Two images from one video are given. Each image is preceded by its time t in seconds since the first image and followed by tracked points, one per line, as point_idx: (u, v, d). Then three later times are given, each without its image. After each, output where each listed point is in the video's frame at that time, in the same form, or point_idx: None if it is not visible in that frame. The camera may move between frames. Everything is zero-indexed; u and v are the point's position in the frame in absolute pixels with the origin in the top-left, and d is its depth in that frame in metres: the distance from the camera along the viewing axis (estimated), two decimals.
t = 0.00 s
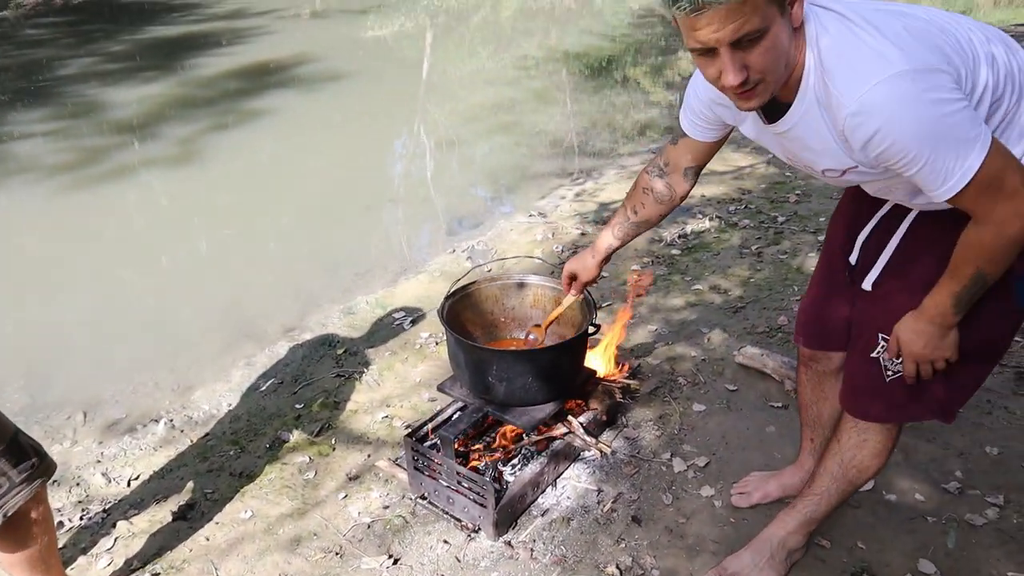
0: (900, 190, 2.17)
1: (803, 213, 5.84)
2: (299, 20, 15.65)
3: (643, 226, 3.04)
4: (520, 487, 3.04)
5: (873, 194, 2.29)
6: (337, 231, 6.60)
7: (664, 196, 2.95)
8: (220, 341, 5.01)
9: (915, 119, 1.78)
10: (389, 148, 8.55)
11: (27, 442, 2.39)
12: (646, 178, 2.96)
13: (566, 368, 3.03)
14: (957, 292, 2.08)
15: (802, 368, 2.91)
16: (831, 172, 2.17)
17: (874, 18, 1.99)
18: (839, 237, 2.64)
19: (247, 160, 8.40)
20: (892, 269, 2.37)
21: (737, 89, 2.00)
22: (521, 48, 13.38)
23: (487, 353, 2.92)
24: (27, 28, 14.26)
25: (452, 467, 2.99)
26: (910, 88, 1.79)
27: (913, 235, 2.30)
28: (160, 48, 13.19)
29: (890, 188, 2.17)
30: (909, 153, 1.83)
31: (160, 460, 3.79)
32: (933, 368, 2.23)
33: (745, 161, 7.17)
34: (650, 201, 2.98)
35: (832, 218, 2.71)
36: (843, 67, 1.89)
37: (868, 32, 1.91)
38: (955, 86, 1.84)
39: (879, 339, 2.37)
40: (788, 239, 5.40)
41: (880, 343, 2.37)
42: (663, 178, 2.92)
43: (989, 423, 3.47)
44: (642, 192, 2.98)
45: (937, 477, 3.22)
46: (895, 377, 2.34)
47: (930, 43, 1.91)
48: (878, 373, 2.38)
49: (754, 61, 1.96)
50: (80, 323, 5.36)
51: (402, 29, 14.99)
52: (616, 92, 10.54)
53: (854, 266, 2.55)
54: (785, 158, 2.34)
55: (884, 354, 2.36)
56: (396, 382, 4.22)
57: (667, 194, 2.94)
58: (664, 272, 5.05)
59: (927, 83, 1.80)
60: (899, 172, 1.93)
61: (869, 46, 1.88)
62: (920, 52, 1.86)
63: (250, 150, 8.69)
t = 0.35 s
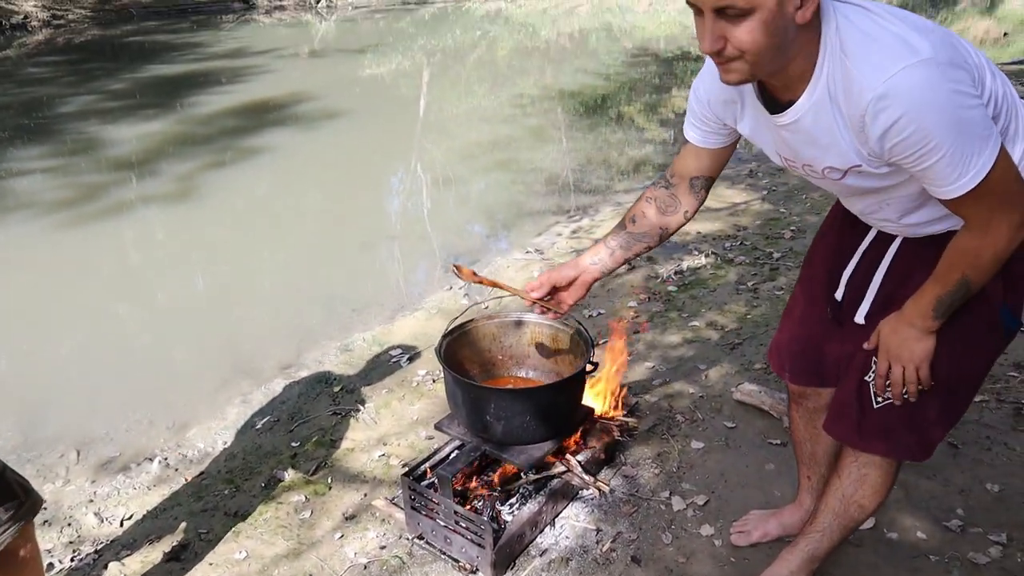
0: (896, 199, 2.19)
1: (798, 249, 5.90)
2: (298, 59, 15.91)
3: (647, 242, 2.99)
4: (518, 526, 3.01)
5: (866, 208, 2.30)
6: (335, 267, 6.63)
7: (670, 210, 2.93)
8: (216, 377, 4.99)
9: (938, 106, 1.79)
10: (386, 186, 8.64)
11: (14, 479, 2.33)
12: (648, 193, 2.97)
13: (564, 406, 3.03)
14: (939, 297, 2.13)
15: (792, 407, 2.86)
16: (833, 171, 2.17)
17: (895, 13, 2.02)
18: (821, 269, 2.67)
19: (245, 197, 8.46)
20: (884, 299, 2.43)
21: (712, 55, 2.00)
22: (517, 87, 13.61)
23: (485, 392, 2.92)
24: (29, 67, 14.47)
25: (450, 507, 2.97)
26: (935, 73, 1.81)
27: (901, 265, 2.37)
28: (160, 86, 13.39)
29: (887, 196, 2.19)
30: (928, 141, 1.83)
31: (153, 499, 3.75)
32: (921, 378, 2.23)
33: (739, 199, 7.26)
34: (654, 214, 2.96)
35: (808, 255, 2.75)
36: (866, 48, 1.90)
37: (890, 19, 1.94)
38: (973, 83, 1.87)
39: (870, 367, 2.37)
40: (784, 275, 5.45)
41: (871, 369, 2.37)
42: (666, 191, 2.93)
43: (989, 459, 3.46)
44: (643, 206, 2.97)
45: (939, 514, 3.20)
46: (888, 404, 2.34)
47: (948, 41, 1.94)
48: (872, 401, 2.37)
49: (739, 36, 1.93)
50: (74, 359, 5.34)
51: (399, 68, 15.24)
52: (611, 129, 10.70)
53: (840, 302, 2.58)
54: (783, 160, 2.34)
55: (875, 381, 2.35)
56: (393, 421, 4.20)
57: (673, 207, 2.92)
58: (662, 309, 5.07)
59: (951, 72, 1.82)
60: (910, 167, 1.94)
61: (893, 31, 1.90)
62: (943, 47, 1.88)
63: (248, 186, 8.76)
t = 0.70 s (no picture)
0: (912, 221, 2.12)
1: (811, 290, 5.90)
2: (314, 101, 16.27)
3: (596, 241, 2.82)
4: (531, 571, 2.98)
5: (877, 235, 2.23)
6: (349, 307, 6.69)
7: (630, 209, 2.78)
8: (230, 416, 5.02)
9: (976, 106, 1.75)
10: (400, 226, 8.76)
11: (17, 516, 2.46)
12: (612, 184, 2.83)
13: (578, 449, 3.03)
14: (984, 316, 1.99)
15: (816, 452, 2.83)
16: (853, 179, 2.08)
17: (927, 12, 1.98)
18: (828, 317, 2.61)
19: (260, 236, 8.59)
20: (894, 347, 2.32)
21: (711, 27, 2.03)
22: (529, 128, 13.82)
23: (499, 434, 2.93)
24: (53, 110, 14.88)
25: (463, 550, 2.95)
26: (973, 69, 1.77)
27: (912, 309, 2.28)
28: (180, 128, 13.71)
29: (904, 215, 2.12)
30: (970, 135, 1.77)
31: (165, 540, 3.75)
32: (956, 407, 2.09)
33: (752, 239, 7.29)
34: (610, 207, 2.81)
35: (811, 305, 2.68)
36: (902, 41, 1.85)
37: (924, 15, 1.92)
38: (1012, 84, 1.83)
39: (889, 424, 2.24)
40: (798, 316, 5.44)
41: (889, 426, 2.24)
42: (631, 186, 2.78)
43: (1011, 504, 3.41)
44: (603, 196, 2.82)
45: (961, 560, 3.14)
46: (907, 459, 2.21)
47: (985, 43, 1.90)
48: (889, 458, 2.24)
49: (734, 9, 1.95)
50: (89, 398, 5.39)
51: (413, 109, 15.54)
52: (623, 170, 10.82)
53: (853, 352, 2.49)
54: (793, 172, 2.25)
55: (896, 438, 2.22)
56: (406, 462, 4.19)
57: (632, 207, 2.78)
58: (675, 350, 5.07)
59: (989, 71, 1.78)
60: (941, 171, 1.88)
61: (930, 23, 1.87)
62: (980, 46, 1.84)
63: (264, 226, 8.90)
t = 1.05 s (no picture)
0: (930, 228, 1.88)
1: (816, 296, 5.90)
2: (320, 109, 16.37)
3: (575, 220, 2.66)
4: None
5: (889, 239, 1.97)
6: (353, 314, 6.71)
7: (616, 185, 2.60)
8: (234, 422, 5.03)
9: None
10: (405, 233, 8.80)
11: None
12: (601, 155, 2.64)
13: (580, 455, 3.03)
14: None
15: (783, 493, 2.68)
16: (881, 156, 1.81)
17: None
18: (811, 349, 2.40)
19: (265, 243, 8.62)
20: (883, 386, 2.12)
21: None
22: (534, 135, 13.88)
23: (502, 439, 2.94)
24: (62, 118, 15.00)
25: (465, 555, 2.95)
26: None
27: (901, 346, 2.08)
28: (187, 136, 13.82)
29: (923, 218, 1.87)
30: None
31: (169, 545, 3.76)
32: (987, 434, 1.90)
33: (756, 246, 7.30)
34: (595, 178, 2.62)
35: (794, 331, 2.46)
36: None
37: None
38: None
39: (868, 473, 2.13)
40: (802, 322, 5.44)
41: (870, 478, 2.13)
42: (620, 159, 2.59)
43: (1016, 512, 3.39)
44: (589, 166, 2.63)
45: (965, 568, 3.12)
46: (890, 508, 2.11)
47: None
48: (870, 508, 2.14)
49: None
50: (94, 404, 5.41)
51: (419, 117, 15.61)
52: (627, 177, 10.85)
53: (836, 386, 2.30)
54: (807, 152, 1.99)
55: (877, 489, 2.12)
56: (410, 467, 4.20)
57: (618, 182, 2.60)
58: (679, 356, 5.08)
59: None
60: (999, 144, 1.62)
61: None
62: None
63: (269, 233, 8.94)
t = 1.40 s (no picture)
0: (935, 226, 1.72)
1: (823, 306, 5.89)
2: (329, 118, 16.48)
3: (545, 227, 2.55)
4: None
5: (885, 243, 1.79)
6: (360, 322, 6.73)
7: (587, 191, 2.48)
8: (241, 430, 5.05)
9: None
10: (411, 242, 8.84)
11: None
12: (572, 158, 2.51)
13: (586, 463, 3.03)
14: None
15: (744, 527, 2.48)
16: (897, 136, 1.67)
17: None
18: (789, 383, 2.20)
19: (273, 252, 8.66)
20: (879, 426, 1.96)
21: None
22: (541, 144, 13.93)
23: (507, 447, 2.94)
24: (73, 126, 15.14)
25: (471, 563, 2.96)
26: None
27: (899, 382, 1.91)
28: (197, 144, 13.93)
29: (930, 214, 1.72)
30: None
31: (176, 552, 3.78)
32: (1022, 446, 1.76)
33: (763, 255, 7.30)
34: (567, 183, 2.49)
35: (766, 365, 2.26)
36: None
37: None
38: None
39: (864, 515, 2.02)
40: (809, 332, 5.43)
41: (866, 519, 2.02)
42: (593, 164, 2.47)
43: None
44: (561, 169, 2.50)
45: None
46: (893, 551, 1.99)
47: None
48: (869, 552, 2.04)
49: None
50: (101, 411, 5.43)
51: (427, 126, 15.68)
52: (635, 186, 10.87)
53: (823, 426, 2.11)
54: (807, 142, 1.82)
55: (874, 532, 2.01)
56: (417, 476, 4.20)
57: (591, 187, 2.47)
58: (686, 365, 5.07)
59: None
60: None
61: None
62: None
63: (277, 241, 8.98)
